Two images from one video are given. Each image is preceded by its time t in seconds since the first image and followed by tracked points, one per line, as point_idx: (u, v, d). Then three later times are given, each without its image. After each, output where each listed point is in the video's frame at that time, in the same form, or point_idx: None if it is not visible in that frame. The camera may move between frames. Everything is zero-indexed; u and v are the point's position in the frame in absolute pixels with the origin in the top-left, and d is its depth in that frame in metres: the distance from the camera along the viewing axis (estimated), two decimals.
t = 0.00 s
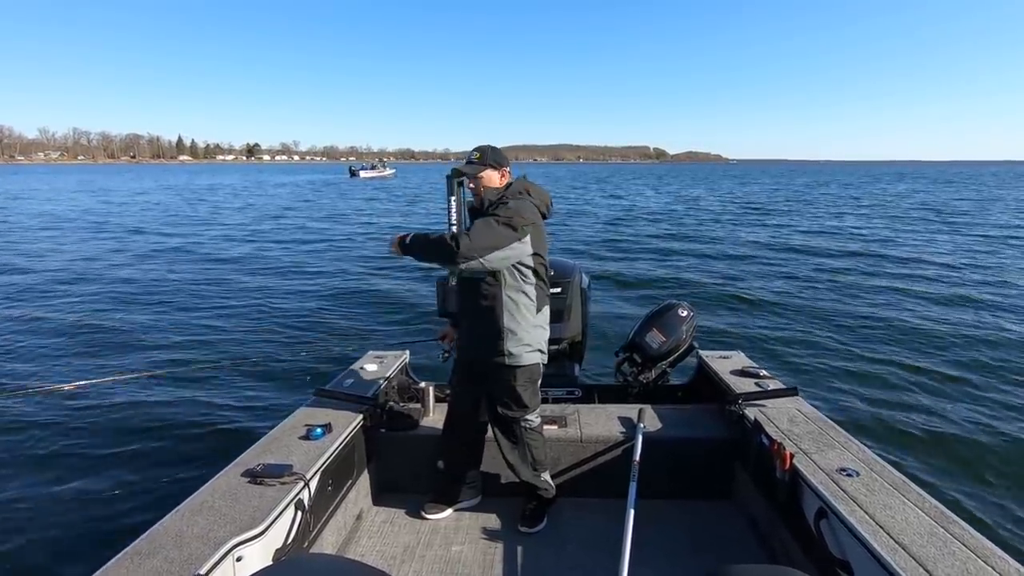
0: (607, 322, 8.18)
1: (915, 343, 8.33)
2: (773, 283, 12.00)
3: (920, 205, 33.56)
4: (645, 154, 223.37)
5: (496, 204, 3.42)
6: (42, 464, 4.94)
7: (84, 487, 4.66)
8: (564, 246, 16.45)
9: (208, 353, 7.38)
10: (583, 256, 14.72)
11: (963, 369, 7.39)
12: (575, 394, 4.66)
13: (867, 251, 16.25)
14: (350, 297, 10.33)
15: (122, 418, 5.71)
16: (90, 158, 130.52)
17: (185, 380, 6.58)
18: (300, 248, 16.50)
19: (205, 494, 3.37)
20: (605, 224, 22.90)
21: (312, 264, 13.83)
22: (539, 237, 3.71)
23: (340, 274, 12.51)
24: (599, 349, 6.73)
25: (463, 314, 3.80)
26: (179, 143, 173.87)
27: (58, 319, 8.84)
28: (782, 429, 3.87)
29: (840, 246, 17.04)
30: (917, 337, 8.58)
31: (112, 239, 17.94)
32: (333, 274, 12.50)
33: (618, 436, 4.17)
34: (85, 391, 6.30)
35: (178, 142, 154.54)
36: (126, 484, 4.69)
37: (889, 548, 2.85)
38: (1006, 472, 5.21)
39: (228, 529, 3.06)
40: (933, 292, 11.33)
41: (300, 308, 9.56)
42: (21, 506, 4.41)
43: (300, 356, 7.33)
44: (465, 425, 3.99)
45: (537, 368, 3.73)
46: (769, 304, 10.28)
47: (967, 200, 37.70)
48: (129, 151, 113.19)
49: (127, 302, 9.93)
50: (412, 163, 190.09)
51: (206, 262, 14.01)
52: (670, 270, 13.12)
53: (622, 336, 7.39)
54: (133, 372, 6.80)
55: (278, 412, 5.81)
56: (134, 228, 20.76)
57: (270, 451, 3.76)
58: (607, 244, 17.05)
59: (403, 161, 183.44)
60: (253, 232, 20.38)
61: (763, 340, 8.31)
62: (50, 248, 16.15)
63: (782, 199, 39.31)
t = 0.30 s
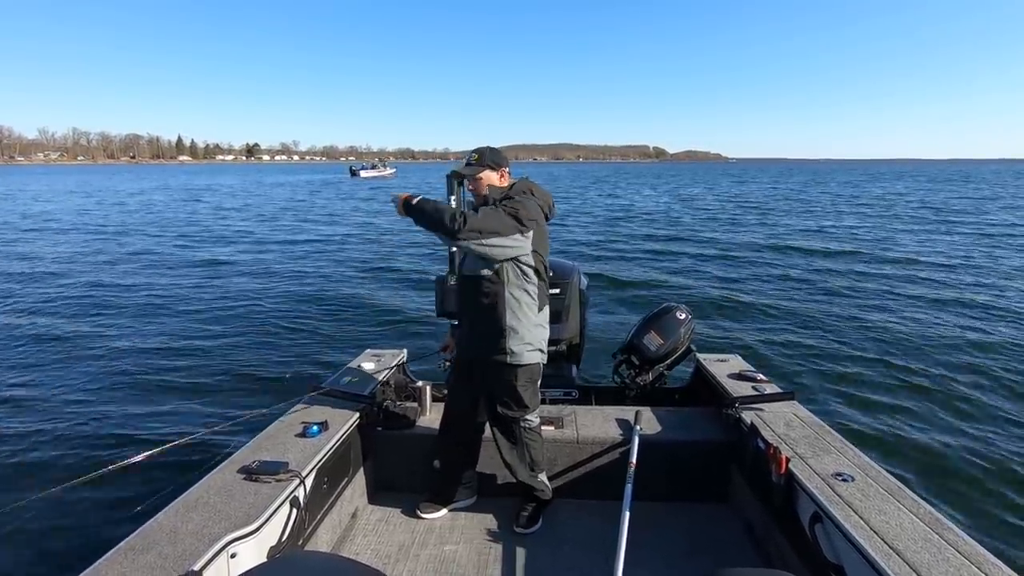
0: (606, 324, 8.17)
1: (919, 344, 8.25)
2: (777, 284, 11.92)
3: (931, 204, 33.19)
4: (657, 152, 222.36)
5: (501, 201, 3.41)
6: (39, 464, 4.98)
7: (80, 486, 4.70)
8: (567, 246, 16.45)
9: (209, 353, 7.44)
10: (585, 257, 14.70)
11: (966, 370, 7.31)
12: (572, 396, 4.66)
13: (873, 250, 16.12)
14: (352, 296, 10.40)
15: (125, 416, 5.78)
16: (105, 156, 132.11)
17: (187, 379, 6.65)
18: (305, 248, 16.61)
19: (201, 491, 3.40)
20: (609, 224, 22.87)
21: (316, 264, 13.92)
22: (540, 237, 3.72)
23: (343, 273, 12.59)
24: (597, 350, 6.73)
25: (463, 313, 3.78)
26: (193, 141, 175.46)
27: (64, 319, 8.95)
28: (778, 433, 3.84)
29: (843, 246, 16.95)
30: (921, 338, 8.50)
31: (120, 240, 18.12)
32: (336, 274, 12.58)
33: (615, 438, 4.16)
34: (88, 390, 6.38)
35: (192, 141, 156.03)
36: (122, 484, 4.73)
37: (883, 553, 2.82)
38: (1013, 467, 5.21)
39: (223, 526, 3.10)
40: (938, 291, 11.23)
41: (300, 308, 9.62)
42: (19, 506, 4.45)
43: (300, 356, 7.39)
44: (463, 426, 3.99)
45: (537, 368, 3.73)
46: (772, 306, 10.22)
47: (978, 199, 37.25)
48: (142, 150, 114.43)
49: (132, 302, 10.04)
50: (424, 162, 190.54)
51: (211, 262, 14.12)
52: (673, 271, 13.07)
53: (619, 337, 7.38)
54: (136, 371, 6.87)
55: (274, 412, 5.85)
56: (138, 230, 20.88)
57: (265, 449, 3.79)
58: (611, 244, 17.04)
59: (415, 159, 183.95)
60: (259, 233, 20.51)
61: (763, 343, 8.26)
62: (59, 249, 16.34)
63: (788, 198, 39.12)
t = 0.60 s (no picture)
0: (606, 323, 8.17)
1: (921, 341, 8.22)
2: (779, 282, 11.88)
3: (936, 201, 32.98)
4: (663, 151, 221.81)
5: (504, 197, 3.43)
6: (41, 464, 5.02)
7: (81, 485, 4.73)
8: (568, 245, 16.46)
9: (212, 353, 7.48)
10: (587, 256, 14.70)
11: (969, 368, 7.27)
12: (571, 395, 4.66)
13: (876, 248, 16.06)
14: (353, 296, 10.45)
15: (127, 415, 5.83)
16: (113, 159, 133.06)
17: (189, 378, 6.70)
18: (308, 249, 16.68)
19: (201, 489, 3.42)
20: (612, 223, 22.88)
21: (319, 264, 13.98)
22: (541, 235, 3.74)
23: (345, 274, 12.64)
24: (597, 349, 6.73)
25: (464, 309, 3.79)
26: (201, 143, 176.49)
27: (68, 320, 9.01)
28: (777, 432, 3.84)
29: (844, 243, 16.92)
30: (924, 336, 8.46)
31: (124, 242, 18.23)
32: (338, 274, 12.64)
33: (615, 437, 4.16)
34: (91, 389, 6.42)
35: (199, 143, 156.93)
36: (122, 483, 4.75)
37: (882, 552, 2.81)
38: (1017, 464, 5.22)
39: (222, 524, 3.12)
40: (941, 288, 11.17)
41: (301, 309, 9.67)
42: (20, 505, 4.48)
43: (301, 355, 7.43)
44: (463, 424, 4.00)
45: (539, 364, 3.73)
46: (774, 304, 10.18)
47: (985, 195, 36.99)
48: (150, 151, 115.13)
49: (136, 303, 10.11)
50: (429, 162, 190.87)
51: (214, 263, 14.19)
52: (675, 269, 13.04)
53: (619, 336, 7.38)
54: (138, 371, 6.92)
55: (273, 411, 5.87)
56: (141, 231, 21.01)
57: (265, 448, 3.81)
58: (612, 243, 17.03)
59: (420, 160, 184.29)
60: (263, 233, 20.61)
61: (764, 341, 8.23)
62: (64, 251, 16.45)
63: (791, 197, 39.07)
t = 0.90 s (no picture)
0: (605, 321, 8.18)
1: (917, 340, 8.27)
2: (775, 281, 11.93)
3: (930, 200, 33.09)
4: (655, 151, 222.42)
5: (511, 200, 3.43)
6: (43, 465, 5.00)
7: (85, 486, 4.72)
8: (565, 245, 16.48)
9: (212, 353, 7.46)
10: (584, 256, 14.70)
11: (965, 366, 7.32)
12: (574, 393, 4.67)
13: (872, 247, 16.12)
14: (351, 297, 10.41)
15: (126, 417, 5.80)
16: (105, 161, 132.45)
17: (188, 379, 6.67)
18: (305, 249, 16.62)
19: (204, 492, 3.41)
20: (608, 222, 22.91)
21: (316, 264, 13.94)
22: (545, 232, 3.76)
23: (343, 274, 12.60)
24: (597, 347, 6.74)
25: (466, 309, 3.78)
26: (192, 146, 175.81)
27: (63, 321, 8.96)
28: (780, 428, 3.85)
29: (843, 242, 17.00)
30: (921, 334, 8.51)
31: (118, 242, 18.14)
32: (335, 274, 12.60)
33: (617, 435, 4.17)
34: (88, 390, 6.39)
35: (190, 145, 156.42)
36: (122, 483, 4.73)
37: (886, 547, 2.82)
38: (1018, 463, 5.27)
39: (227, 526, 3.10)
40: (937, 287, 11.24)
41: (301, 308, 9.65)
42: (22, 506, 4.46)
43: (301, 356, 7.40)
44: (466, 423, 4.00)
45: (541, 365, 3.73)
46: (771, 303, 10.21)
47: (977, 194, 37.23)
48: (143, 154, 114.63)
49: (132, 303, 10.06)
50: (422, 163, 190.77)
51: (210, 264, 14.12)
52: (672, 268, 13.06)
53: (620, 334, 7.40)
54: (137, 372, 6.88)
55: (274, 412, 5.85)
56: (139, 231, 20.97)
57: (268, 449, 3.80)
58: (609, 242, 17.05)
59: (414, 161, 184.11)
60: (258, 234, 20.54)
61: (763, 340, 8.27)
62: (58, 251, 16.36)
63: (787, 195, 39.22)
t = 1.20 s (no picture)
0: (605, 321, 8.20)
1: (911, 342, 8.36)
2: (770, 281, 12.02)
3: (917, 201, 33.46)
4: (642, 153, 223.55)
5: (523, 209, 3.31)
6: (45, 466, 4.95)
7: (87, 488, 4.67)
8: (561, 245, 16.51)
9: (212, 354, 7.40)
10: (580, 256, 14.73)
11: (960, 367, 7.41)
12: (577, 393, 4.67)
13: (863, 248, 16.29)
14: (348, 297, 10.35)
15: (122, 419, 5.73)
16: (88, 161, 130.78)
17: (185, 381, 6.60)
18: (299, 249, 16.53)
19: (208, 496, 3.37)
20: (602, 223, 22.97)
21: (310, 264, 13.85)
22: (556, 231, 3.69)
23: (339, 274, 12.54)
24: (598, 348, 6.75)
25: (472, 312, 3.76)
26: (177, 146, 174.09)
27: (56, 321, 8.86)
28: (784, 425, 3.88)
29: (835, 243, 17.16)
30: (915, 335, 8.60)
31: (108, 242, 17.96)
32: (331, 274, 12.52)
33: (621, 435, 4.17)
34: (84, 392, 6.32)
35: (175, 146, 154.89)
36: (122, 487, 4.67)
37: (892, 543, 2.85)
38: (1021, 464, 5.33)
39: (231, 530, 3.07)
40: (929, 288, 11.36)
41: (300, 308, 9.58)
42: (20, 509, 4.40)
43: (299, 357, 7.34)
44: (470, 424, 3.98)
45: (545, 369, 3.71)
46: (767, 303, 10.29)
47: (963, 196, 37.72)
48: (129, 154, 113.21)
49: (125, 304, 9.96)
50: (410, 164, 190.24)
51: (203, 263, 14.00)
52: (668, 268, 13.13)
53: (620, 333, 7.42)
54: (133, 373, 6.82)
55: (275, 414, 5.81)
56: (131, 230, 20.79)
57: (272, 453, 3.76)
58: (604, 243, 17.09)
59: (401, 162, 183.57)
60: (251, 233, 20.40)
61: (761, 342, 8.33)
62: (47, 251, 16.17)
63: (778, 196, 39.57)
